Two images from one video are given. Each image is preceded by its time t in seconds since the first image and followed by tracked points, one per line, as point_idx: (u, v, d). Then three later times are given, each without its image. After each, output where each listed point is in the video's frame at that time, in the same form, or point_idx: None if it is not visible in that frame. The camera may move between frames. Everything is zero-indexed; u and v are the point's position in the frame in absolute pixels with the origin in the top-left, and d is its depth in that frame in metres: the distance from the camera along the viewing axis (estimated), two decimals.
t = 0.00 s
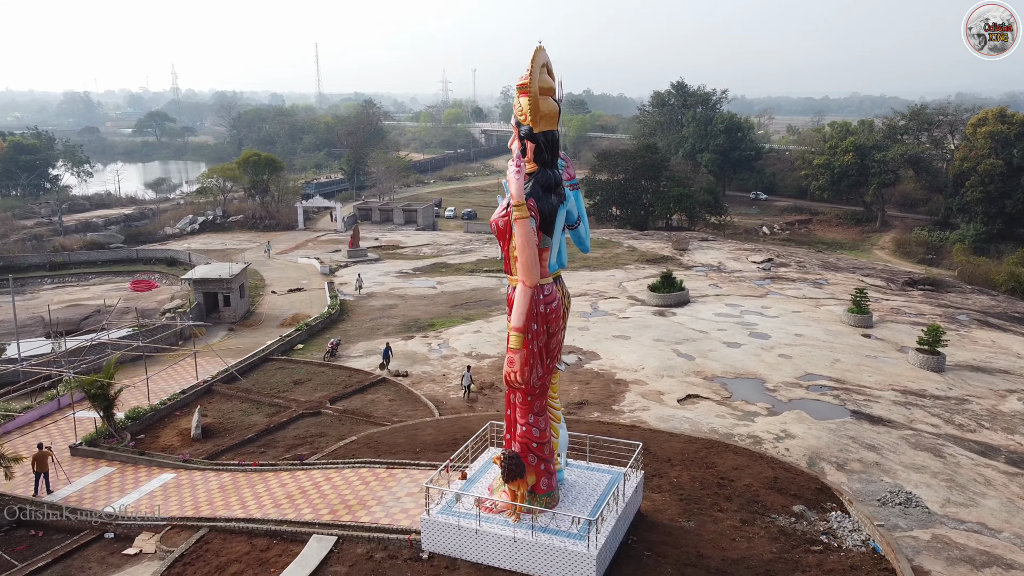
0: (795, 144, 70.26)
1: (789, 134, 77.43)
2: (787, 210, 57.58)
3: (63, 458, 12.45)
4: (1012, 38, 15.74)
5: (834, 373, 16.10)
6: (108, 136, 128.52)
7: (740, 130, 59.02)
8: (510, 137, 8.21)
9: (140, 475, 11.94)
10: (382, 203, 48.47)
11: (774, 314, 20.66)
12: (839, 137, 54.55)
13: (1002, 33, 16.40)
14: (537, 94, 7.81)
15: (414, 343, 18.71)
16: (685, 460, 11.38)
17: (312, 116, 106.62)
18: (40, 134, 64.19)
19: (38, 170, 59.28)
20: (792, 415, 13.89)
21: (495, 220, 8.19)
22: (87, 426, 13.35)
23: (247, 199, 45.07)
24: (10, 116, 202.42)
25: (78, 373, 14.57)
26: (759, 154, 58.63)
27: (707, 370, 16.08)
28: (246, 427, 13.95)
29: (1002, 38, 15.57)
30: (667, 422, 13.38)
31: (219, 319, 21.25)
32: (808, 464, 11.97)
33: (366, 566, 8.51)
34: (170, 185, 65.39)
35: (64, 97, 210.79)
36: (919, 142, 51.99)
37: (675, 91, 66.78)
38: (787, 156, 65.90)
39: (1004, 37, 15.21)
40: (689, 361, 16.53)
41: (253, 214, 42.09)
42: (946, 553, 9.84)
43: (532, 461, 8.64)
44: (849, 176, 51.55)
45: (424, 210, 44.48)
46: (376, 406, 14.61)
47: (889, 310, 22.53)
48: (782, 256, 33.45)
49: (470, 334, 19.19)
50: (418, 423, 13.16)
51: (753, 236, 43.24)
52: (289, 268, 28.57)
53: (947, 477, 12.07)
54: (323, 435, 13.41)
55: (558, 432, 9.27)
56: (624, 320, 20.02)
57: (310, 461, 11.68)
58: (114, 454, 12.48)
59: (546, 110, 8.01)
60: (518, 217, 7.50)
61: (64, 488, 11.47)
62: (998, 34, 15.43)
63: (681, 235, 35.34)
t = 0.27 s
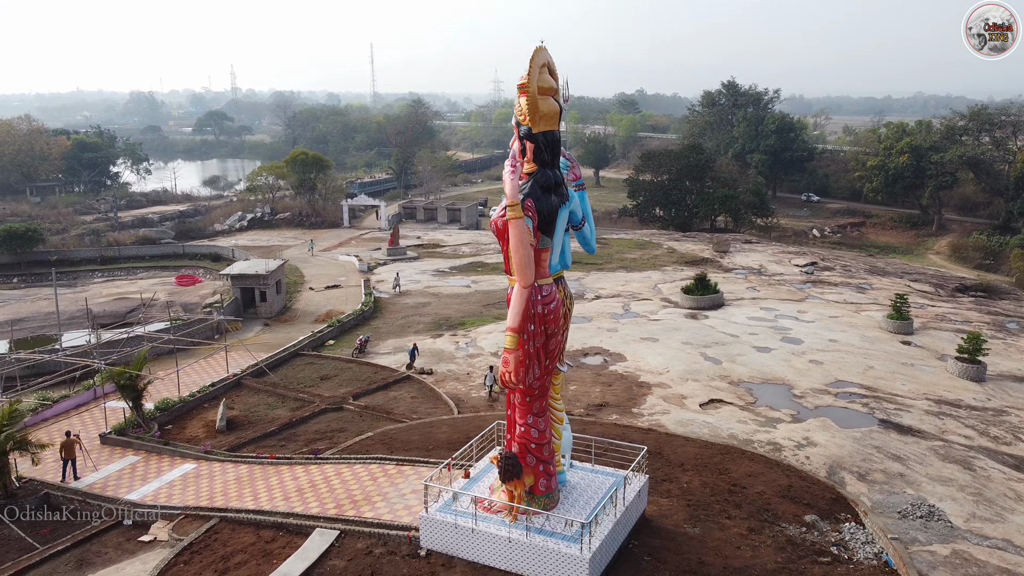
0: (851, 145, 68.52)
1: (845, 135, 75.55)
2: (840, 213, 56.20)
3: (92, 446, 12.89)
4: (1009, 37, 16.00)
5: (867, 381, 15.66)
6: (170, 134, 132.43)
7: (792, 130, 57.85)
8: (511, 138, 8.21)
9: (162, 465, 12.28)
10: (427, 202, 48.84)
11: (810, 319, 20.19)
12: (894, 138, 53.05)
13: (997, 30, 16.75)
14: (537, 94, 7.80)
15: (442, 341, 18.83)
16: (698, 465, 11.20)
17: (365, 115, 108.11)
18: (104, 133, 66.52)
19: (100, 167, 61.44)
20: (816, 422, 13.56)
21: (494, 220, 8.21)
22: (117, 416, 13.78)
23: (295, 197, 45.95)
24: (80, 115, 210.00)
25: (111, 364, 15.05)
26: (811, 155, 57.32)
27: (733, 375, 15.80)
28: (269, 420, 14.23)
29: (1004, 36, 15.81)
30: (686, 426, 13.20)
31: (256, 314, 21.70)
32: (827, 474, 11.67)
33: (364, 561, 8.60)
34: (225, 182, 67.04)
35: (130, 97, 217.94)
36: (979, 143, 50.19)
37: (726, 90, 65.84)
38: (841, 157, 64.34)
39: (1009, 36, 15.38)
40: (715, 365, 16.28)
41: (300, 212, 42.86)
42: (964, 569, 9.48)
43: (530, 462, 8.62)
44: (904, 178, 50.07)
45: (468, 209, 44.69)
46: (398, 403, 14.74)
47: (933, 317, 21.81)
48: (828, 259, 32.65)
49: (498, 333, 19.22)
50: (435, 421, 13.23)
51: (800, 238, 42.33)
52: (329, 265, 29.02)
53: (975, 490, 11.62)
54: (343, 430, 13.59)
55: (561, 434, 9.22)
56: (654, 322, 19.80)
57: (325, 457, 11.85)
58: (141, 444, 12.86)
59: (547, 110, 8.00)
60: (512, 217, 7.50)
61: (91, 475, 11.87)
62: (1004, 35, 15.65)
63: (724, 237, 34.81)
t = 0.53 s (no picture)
0: (911, 146, 66.43)
1: (906, 135, 73.31)
2: (897, 216, 54.56)
3: (122, 434, 13.32)
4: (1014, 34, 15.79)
5: (901, 390, 15.18)
6: (230, 133, 135.86)
7: (848, 130, 56.41)
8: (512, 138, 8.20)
9: (186, 455, 12.62)
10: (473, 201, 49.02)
11: (848, 324, 19.67)
12: (955, 139, 51.26)
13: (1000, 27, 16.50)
14: (536, 93, 7.78)
15: (471, 340, 18.90)
16: (711, 471, 11.03)
17: (418, 114, 109.16)
18: (164, 131, 68.59)
19: (159, 164, 63.40)
20: (842, 431, 13.21)
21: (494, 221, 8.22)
22: (148, 406, 14.22)
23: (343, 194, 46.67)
24: (147, 113, 216.75)
25: (145, 356, 15.53)
26: (868, 156, 55.74)
27: (761, 381, 15.49)
28: (294, 414, 14.49)
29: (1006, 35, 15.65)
30: (706, 431, 13.00)
31: (293, 310, 22.11)
32: (847, 485, 11.36)
33: (364, 556, 8.70)
34: (278, 180, 68.42)
35: (194, 96, 224.28)
36: None
37: (780, 90, 64.57)
38: (900, 158, 62.45)
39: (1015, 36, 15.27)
40: (744, 370, 15.98)
41: (347, 209, 43.49)
42: None
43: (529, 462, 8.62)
44: (965, 181, 48.35)
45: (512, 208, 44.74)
46: (420, 400, 14.85)
47: (980, 325, 21.03)
48: (877, 263, 31.74)
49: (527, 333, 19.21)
50: (453, 419, 13.30)
51: (852, 241, 41.22)
52: (369, 263, 29.40)
53: (1004, 506, 11.16)
54: (363, 425, 13.76)
55: (565, 435, 9.18)
56: (686, 325, 19.53)
57: (340, 451, 12.02)
58: (168, 434, 13.24)
59: (547, 110, 7.97)
60: (506, 217, 7.50)
61: (118, 463, 12.27)
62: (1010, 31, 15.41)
63: (769, 240, 34.14)
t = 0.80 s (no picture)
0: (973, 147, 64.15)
1: (968, 136, 70.81)
2: (956, 219, 52.74)
3: (151, 423, 13.73)
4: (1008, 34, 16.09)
5: (934, 399, 14.69)
6: (287, 131, 138.71)
7: (906, 131, 54.77)
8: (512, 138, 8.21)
9: (209, 445, 12.94)
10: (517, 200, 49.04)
11: (887, 330, 19.11)
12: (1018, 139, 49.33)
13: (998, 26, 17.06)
14: (533, 93, 7.77)
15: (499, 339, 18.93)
16: (722, 477, 10.85)
17: (469, 113, 109.68)
18: (221, 128, 70.39)
19: (215, 162, 65.02)
20: (867, 440, 12.85)
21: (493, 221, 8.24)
22: (177, 397, 14.62)
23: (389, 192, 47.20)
24: (209, 112, 222.60)
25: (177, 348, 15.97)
26: (926, 157, 54.01)
27: (787, 386, 15.16)
28: (316, 408, 14.73)
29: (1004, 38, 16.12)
30: (724, 435, 12.79)
31: (328, 306, 22.44)
32: (865, 495, 11.04)
33: (363, 549, 8.81)
34: (329, 177, 69.54)
35: (254, 95, 229.38)
36: None
37: (835, 89, 63.11)
38: (961, 160, 60.36)
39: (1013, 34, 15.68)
40: (771, 375, 15.67)
41: (392, 207, 43.97)
42: None
43: (527, 462, 8.60)
44: None
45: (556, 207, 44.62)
46: (441, 397, 14.94)
47: None
48: (927, 268, 30.74)
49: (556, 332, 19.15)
50: (469, 417, 13.34)
51: (904, 244, 39.99)
52: (408, 260, 29.68)
53: None
54: (382, 421, 13.92)
55: (566, 436, 9.13)
56: (717, 328, 19.24)
57: (354, 446, 12.17)
58: (193, 424, 13.59)
59: (545, 109, 7.96)
60: (499, 216, 7.50)
61: (143, 451, 12.64)
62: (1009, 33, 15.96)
63: (815, 242, 33.37)
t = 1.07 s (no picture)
0: None
1: None
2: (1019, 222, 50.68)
3: (178, 413, 14.13)
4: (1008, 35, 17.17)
5: (969, 409, 14.16)
6: (342, 129, 140.92)
7: (967, 131, 52.91)
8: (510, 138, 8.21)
9: (230, 436, 13.24)
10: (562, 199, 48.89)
11: (926, 336, 18.51)
12: None
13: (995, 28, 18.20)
14: (528, 92, 7.75)
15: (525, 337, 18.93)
16: (733, 482, 10.65)
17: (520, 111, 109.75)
18: (275, 126, 71.85)
19: (268, 159, 66.42)
20: (891, 449, 12.47)
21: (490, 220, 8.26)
22: (205, 388, 15.00)
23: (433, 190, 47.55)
24: (268, 110, 227.41)
25: (208, 339, 16.40)
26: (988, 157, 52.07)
27: (814, 392, 14.81)
28: (339, 402, 14.94)
29: (1001, 37, 16.97)
30: (740, 440, 12.56)
31: (362, 301, 22.71)
32: (882, 506, 10.70)
33: (361, 543, 8.92)
34: (378, 174, 70.36)
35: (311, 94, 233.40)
36: None
37: (893, 88, 61.40)
38: None
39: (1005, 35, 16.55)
40: (798, 380, 15.33)
41: (436, 205, 44.28)
42: None
43: (524, 461, 8.60)
44: None
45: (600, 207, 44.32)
46: (461, 395, 15.00)
47: None
48: (980, 272, 29.64)
49: (583, 331, 19.06)
50: (484, 416, 13.35)
51: (960, 247, 38.61)
52: (445, 257, 29.87)
53: None
54: (400, 416, 14.04)
55: (566, 436, 9.10)
56: (749, 331, 18.90)
57: (369, 441, 12.31)
58: (218, 415, 13.92)
59: (543, 108, 7.94)
60: (491, 216, 7.52)
61: (168, 440, 13.02)
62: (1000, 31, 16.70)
63: (862, 245, 32.50)
